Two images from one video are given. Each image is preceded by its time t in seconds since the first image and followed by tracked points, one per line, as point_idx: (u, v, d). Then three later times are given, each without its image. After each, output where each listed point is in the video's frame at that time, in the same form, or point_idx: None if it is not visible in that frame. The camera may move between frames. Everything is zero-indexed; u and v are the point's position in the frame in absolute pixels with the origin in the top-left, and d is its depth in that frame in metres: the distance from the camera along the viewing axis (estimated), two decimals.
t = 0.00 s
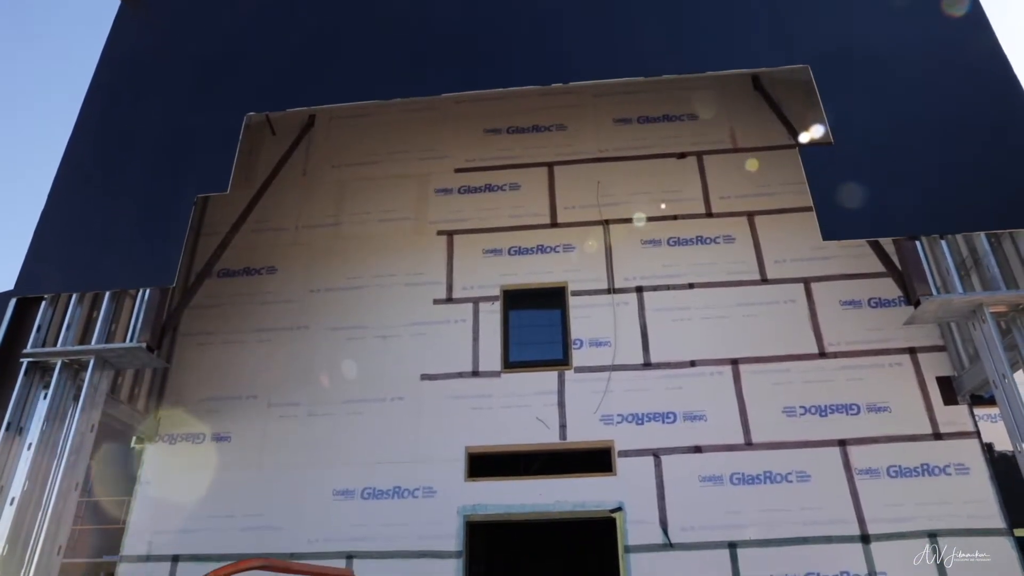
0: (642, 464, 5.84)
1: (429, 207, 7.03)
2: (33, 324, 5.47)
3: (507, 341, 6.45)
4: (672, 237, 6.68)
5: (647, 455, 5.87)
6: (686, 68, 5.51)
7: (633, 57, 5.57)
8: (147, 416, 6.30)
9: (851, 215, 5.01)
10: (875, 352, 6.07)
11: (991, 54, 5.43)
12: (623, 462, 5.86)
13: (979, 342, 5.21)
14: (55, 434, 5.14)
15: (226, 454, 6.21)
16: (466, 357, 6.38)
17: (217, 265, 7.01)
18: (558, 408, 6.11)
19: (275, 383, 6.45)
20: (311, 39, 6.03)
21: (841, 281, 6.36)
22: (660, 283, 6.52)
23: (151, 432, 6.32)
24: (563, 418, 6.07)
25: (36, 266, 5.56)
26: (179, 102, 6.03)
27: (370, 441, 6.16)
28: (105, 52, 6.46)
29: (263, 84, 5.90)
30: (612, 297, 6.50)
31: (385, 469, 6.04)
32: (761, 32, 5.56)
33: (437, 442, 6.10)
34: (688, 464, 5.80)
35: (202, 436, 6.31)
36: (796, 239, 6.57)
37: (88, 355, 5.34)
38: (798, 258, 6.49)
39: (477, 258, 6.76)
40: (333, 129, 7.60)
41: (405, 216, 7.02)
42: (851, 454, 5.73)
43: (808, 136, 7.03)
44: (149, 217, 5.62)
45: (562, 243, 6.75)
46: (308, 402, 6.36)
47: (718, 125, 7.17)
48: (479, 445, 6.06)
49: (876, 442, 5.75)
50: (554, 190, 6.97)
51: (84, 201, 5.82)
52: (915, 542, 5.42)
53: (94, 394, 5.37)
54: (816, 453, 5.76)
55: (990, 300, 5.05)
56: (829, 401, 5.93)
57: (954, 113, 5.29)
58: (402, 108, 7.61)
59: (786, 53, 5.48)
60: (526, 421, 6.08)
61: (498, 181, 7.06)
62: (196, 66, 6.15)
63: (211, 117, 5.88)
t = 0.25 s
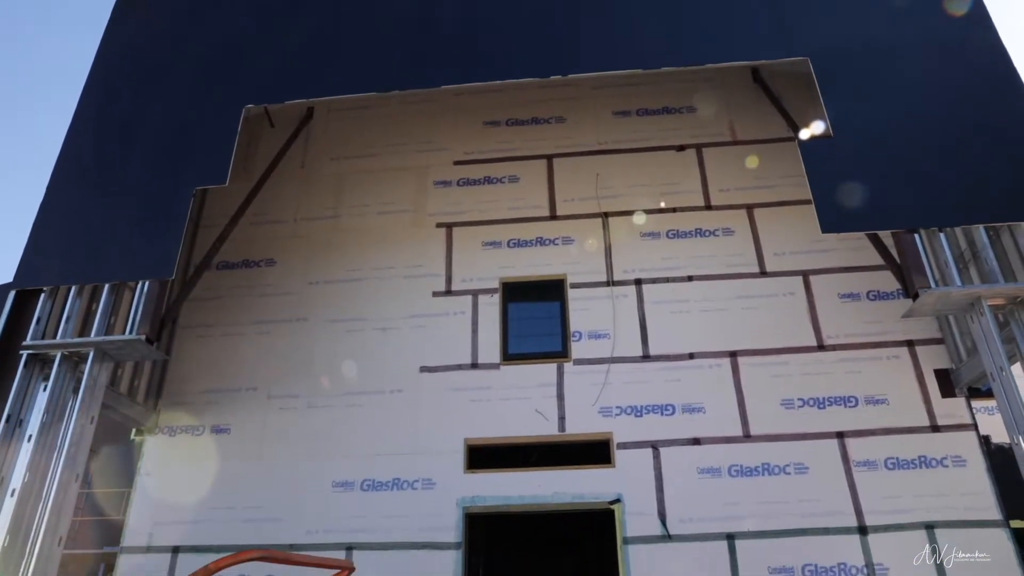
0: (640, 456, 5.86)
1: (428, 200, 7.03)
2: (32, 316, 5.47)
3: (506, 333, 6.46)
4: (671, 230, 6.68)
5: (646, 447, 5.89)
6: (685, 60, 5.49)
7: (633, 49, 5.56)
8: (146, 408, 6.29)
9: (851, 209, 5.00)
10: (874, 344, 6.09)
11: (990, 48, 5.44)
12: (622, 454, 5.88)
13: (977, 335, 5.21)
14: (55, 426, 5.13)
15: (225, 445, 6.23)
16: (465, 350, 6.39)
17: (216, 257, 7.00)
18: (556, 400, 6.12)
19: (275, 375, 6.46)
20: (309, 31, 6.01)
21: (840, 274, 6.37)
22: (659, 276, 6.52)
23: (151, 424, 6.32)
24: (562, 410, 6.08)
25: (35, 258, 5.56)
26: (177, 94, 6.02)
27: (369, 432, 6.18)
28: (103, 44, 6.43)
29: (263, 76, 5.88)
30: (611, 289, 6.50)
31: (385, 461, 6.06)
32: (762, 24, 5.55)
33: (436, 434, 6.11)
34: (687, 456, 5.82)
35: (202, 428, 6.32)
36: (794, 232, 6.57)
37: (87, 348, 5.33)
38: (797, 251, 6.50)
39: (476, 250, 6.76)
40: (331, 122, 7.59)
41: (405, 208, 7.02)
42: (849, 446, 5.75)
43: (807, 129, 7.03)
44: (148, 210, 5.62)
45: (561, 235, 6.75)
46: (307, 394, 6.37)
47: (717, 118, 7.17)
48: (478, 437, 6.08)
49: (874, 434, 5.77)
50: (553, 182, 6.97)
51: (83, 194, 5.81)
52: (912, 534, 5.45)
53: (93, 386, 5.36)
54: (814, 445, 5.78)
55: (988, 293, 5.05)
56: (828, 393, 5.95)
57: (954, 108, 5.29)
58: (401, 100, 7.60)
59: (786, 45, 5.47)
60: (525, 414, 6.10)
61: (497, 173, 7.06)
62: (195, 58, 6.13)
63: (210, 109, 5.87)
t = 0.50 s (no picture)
0: (638, 447, 5.88)
1: (427, 191, 7.02)
2: (31, 308, 5.46)
3: (505, 325, 6.46)
4: (670, 222, 6.68)
5: (644, 439, 5.91)
6: (684, 51, 5.48)
7: (632, 40, 5.54)
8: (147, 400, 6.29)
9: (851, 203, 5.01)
10: (872, 337, 6.10)
11: (991, 39, 5.42)
12: (620, 446, 5.90)
13: (976, 327, 5.21)
14: (55, 417, 5.11)
15: (225, 437, 6.24)
16: (464, 341, 6.40)
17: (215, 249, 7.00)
18: (555, 391, 6.13)
19: (274, 367, 6.47)
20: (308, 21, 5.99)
21: (838, 266, 6.38)
22: (658, 268, 6.52)
23: (151, 416, 6.33)
24: (560, 402, 6.10)
25: (35, 250, 5.55)
26: (176, 85, 5.99)
27: (368, 424, 6.20)
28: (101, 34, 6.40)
29: (261, 68, 5.86)
30: (610, 281, 6.51)
31: (384, 452, 6.08)
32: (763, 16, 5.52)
33: (436, 426, 6.13)
34: (685, 447, 5.84)
35: (202, 419, 6.33)
36: (793, 224, 6.57)
37: (86, 339, 5.32)
38: (796, 243, 6.50)
39: (475, 242, 6.76)
40: (330, 113, 7.57)
41: (404, 200, 7.01)
42: (846, 438, 5.77)
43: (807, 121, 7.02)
44: (147, 202, 5.61)
45: (560, 227, 6.75)
46: (307, 385, 6.38)
47: (716, 110, 7.15)
48: (477, 428, 6.09)
49: (872, 426, 5.79)
50: (552, 174, 6.96)
51: (81, 185, 5.79)
52: (909, 525, 5.48)
53: (93, 377, 5.32)
54: (811, 437, 5.80)
55: (986, 285, 5.04)
56: (826, 385, 5.96)
57: (954, 100, 5.29)
58: (400, 91, 7.58)
59: (785, 37, 5.46)
60: (524, 405, 6.11)
61: (496, 165, 7.05)
62: (193, 49, 6.11)
63: (208, 100, 5.85)
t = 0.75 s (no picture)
0: (637, 438, 5.90)
1: (427, 182, 7.01)
2: (31, 298, 5.46)
3: (504, 316, 6.47)
4: (670, 213, 6.68)
5: (643, 430, 5.92)
6: (685, 42, 5.46)
7: (632, 30, 5.51)
8: (147, 390, 6.29)
9: (849, 197, 5.03)
10: (871, 328, 6.11)
11: (992, 30, 5.42)
12: (619, 437, 5.91)
13: (975, 319, 5.20)
14: (55, 408, 5.10)
15: (225, 428, 6.25)
16: (463, 332, 6.40)
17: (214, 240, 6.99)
18: (554, 382, 6.14)
19: (273, 358, 6.48)
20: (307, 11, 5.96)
21: (838, 258, 6.38)
22: (658, 259, 6.52)
23: (151, 406, 6.33)
24: (560, 392, 6.11)
25: (34, 241, 5.54)
26: (175, 75, 5.97)
27: (367, 415, 6.21)
28: (99, 23, 6.37)
29: (260, 59, 5.83)
30: (609, 272, 6.51)
31: (384, 443, 6.09)
32: (764, 6, 5.49)
33: (435, 417, 6.14)
34: (684, 438, 5.86)
35: (202, 410, 6.34)
36: (793, 215, 6.57)
37: (85, 330, 5.30)
38: (795, 234, 6.50)
39: (474, 233, 6.75)
40: (329, 103, 7.54)
41: (403, 190, 7.00)
42: (845, 429, 5.79)
43: (807, 113, 7.00)
44: (147, 193, 5.59)
45: (560, 218, 6.74)
46: (306, 376, 6.39)
47: (716, 101, 7.14)
48: (476, 419, 6.11)
49: (870, 417, 5.81)
50: (552, 165, 6.95)
51: (81, 175, 5.77)
52: (906, 516, 5.50)
53: (93, 368, 5.31)
54: (810, 428, 5.82)
55: (985, 277, 5.03)
56: (825, 376, 5.98)
57: (955, 93, 5.28)
58: (399, 81, 7.56)
59: (786, 27, 5.44)
60: (523, 396, 6.13)
61: (495, 156, 7.03)
62: (192, 39, 6.09)
63: (208, 91, 5.83)
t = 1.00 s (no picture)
0: (637, 428, 5.91)
1: (426, 172, 6.99)
2: (30, 289, 5.45)
3: (504, 306, 6.47)
4: (670, 203, 6.67)
5: (642, 420, 5.94)
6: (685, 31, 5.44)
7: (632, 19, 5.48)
8: (147, 381, 6.30)
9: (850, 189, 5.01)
10: (871, 319, 6.11)
11: (993, 20, 5.41)
12: (619, 427, 5.93)
13: (974, 309, 5.19)
14: (56, 398, 5.10)
15: (225, 419, 6.26)
16: (463, 323, 6.41)
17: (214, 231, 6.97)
18: (554, 373, 6.15)
19: (273, 348, 6.48)
20: None
21: (838, 248, 6.38)
22: (658, 249, 6.52)
23: (151, 397, 6.34)
24: (560, 382, 6.12)
25: (33, 231, 5.52)
26: (174, 65, 5.94)
27: (367, 405, 6.22)
28: (97, 12, 6.33)
29: (258, 48, 5.80)
30: (609, 263, 6.50)
31: (384, 433, 6.11)
32: None
33: (435, 407, 6.15)
34: (684, 428, 5.88)
35: (202, 400, 6.35)
36: (793, 206, 6.56)
37: (85, 321, 5.28)
38: (795, 225, 6.49)
39: (474, 223, 6.74)
40: (328, 93, 7.52)
41: (403, 181, 6.98)
42: (844, 420, 5.81)
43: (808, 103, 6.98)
44: (146, 184, 5.58)
45: (559, 209, 6.73)
46: (306, 367, 6.40)
47: (717, 90, 7.11)
48: (476, 410, 6.12)
49: (869, 407, 5.82)
50: (552, 155, 6.93)
51: (79, 165, 5.75)
52: (904, 506, 5.53)
53: (93, 359, 5.30)
54: (809, 418, 5.83)
55: (985, 267, 5.01)
56: (824, 367, 5.99)
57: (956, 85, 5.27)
58: (399, 71, 7.53)
59: (787, 17, 5.42)
60: (523, 386, 6.14)
61: (495, 146, 7.02)
62: (191, 28, 6.06)
63: (207, 81, 5.81)
